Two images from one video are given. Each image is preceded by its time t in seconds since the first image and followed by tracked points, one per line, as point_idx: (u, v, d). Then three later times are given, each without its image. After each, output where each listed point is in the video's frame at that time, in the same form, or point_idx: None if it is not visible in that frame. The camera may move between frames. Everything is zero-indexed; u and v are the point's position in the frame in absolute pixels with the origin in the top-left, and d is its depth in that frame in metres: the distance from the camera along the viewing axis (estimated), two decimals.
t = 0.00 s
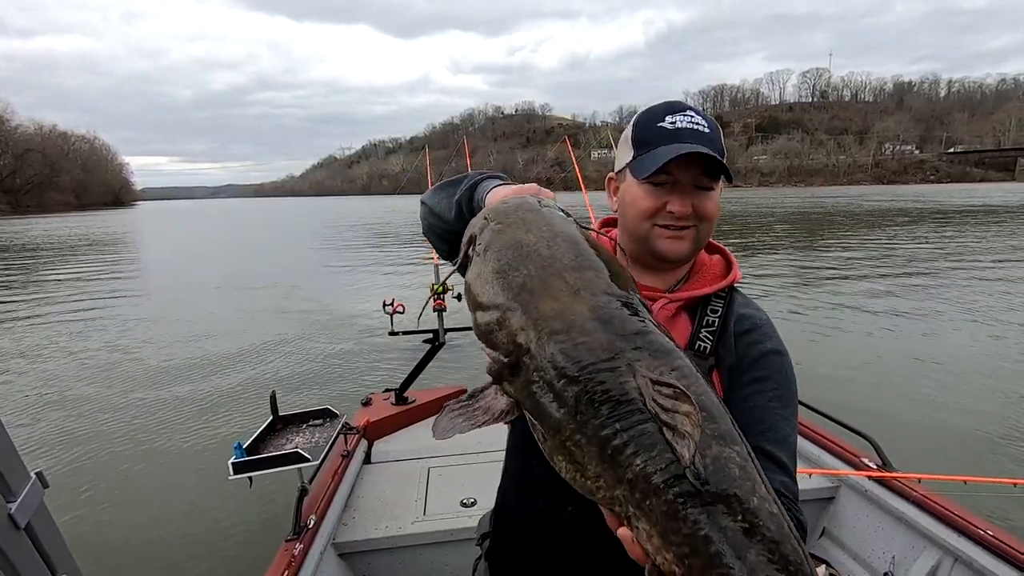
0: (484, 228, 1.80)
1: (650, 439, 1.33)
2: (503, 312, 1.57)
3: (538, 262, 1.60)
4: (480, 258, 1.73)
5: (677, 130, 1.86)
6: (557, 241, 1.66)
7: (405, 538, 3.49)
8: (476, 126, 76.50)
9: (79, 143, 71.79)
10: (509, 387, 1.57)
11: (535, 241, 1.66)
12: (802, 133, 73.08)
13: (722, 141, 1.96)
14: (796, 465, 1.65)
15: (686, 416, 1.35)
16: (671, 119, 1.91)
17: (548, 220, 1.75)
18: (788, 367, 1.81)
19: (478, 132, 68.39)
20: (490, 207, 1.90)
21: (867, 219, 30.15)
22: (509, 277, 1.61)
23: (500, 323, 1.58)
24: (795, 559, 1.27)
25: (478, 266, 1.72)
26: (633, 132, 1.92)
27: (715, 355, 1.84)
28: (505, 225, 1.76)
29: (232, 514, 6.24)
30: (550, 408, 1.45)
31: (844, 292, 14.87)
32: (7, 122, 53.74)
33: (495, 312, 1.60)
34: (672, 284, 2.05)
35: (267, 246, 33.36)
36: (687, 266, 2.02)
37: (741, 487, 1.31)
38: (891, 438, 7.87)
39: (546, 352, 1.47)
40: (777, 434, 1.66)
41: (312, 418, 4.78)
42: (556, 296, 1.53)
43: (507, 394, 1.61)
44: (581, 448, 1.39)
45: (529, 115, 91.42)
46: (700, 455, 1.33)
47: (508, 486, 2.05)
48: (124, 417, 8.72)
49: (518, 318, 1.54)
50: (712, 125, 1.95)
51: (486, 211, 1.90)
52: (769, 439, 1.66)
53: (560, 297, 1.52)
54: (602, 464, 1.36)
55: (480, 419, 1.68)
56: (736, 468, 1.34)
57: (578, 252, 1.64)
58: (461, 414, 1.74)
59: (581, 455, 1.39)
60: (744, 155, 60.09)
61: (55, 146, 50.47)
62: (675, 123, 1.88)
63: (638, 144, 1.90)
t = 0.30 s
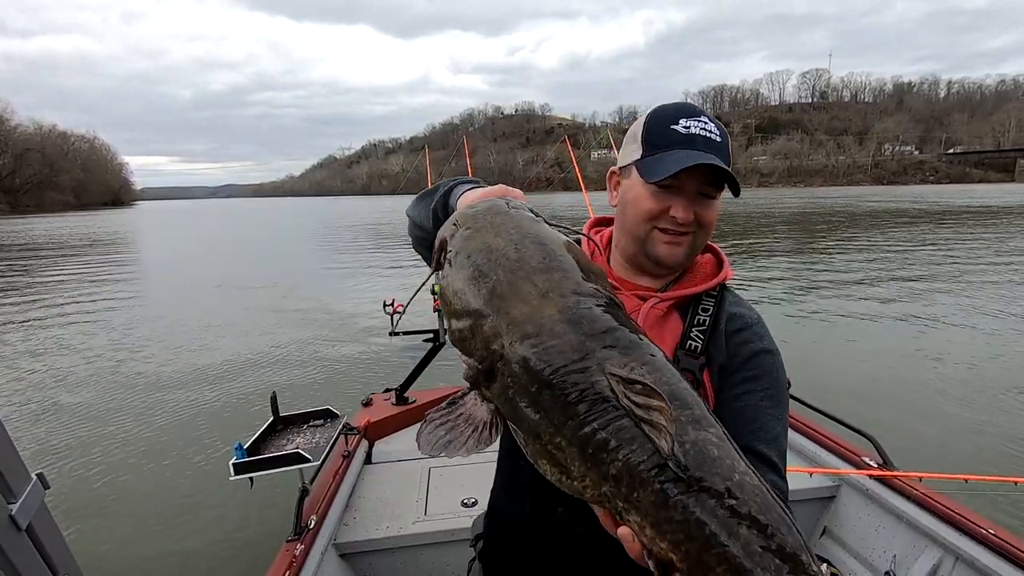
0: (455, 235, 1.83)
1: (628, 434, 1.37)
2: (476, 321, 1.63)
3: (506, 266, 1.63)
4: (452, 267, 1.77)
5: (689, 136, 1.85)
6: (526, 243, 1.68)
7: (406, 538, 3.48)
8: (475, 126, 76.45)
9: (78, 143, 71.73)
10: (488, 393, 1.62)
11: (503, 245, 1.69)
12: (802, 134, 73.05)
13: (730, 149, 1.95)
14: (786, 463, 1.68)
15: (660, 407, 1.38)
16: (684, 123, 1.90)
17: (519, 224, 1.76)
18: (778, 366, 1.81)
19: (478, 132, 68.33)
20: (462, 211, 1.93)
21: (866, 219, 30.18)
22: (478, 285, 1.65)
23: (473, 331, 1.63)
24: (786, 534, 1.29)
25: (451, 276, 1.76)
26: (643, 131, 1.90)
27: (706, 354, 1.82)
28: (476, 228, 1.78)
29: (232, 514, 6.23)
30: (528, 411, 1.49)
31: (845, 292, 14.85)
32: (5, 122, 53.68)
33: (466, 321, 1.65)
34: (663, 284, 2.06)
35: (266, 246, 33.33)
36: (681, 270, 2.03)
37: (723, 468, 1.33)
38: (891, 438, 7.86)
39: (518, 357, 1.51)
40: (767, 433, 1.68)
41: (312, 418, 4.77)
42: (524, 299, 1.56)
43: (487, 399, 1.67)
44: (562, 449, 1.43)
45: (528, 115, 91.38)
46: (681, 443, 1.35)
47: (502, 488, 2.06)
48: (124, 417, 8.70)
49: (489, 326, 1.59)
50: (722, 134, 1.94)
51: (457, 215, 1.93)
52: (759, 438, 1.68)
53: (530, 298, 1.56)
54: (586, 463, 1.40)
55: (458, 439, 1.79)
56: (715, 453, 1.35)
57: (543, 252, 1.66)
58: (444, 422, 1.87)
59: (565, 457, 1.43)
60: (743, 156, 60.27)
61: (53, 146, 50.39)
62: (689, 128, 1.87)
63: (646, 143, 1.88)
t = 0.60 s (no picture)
0: (425, 225, 1.82)
1: (613, 435, 1.37)
2: (450, 317, 1.62)
3: (479, 259, 1.63)
4: (423, 258, 1.75)
5: (655, 133, 1.84)
6: (498, 232, 1.67)
7: (406, 538, 3.48)
8: (476, 126, 76.52)
9: (78, 143, 71.67)
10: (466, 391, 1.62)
11: (475, 236, 1.68)
12: (802, 134, 73.10)
13: (706, 144, 1.92)
14: (775, 458, 1.71)
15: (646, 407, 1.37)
16: (655, 120, 1.90)
17: (489, 212, 1.74)
18: (767, 363, 1.82)
19: (478, 133, 68.31)
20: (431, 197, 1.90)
21: (865, 220, 30.20)
22: (449, 278, 1.65)
23: (447, 327, 1.63)
24: (778, 528, 1.32)
25: (422, 268, 1.75)
26: (617, 130, 1.93)
27: (693, 352, 1.83)
28: (447, 217, 1.77)
29: (232, 514, 6.23)
30: (507, 410, 1.49)
31: (844, 293, 14.88)
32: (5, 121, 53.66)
33: (439, 313, 1.65)
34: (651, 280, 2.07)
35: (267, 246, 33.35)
36: (665, 266, 2.03)
37: (712, 464, 1.35)
38: (890, 438, 7.86)
39: (492, 356, 1.51)
40: (756, 430, 1.70)
41: (312, 418, 4.78)
42: (498, 292, 1.56)
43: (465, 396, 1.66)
44: (547, 451, 1.43)
45: (529, 115, 91.41)
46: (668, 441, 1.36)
47: (490, 490, 2.06)
48: (124, 417, 8.70)
49: (463, 322, 1.59)
50: (696, 129, 1.91)
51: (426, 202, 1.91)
52: (747, 435, 1.70)
53: (505, 291, 1.57)
54: (573, 465, 1.40)
55: (443, 446, 1.78)
56: (701, 451, 1.36)
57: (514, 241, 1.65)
58: (425, 427, 1.86)
59: (551, 457, 1.42)
60: (743, 156, 60.27)
61: (54, 146, 50.38)
62: (657, 125, 1.86)
63: (618, 141, 1.93)
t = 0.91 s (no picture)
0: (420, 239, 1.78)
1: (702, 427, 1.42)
2: (478, 333, 1.57)
3: (493, 267, 1.59)
4: (425, 273, 1.72)
5: (612, 126, 1.99)
6: (509, 238, 1.64)
7: (406, 539, 3.48)
8: (476, 126, 76.54)
9: (77, 143, 71.60)
10: (506, 409, 1.60)
11: (484, 242, 1.64)
12: (801, 134, 73.13)
13: (668, 134, 2.01)
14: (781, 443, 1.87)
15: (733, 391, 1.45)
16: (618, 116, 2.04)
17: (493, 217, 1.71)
18: (755, 355, 2.04)
19: (478, 133, 68.36)
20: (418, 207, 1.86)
21: (865, 220, 30.20)
22: (464, 292, 1.61)
23: (475, 345, 1.58)
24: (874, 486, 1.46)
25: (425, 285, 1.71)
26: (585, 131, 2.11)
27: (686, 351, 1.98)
28: (447, 225, 1.74)
29: (232, 514, 6.23)
30: (566, 418, 1.49)
31: (845, 293, 14.88)
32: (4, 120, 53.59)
33: (458, 332, 1.61)
34: (639, 272, 2.20)
35: (266, 245, 33.33)
36: (643, 255, 2.15)
37: (806, 437, 1.45)
38: (890, 439, 7.88)
39: (540, 367, 1.49)
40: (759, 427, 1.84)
41: (312, 418, 4.78)
42: (525, 298, 1.54)
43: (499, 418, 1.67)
44: (629, 454, 1.45)
45: (529, 115, 91.37)
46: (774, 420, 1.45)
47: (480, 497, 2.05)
48: (123, 417, 8.69)
49: (492, 337, 1.55)
50: (656, 121, 2.00)
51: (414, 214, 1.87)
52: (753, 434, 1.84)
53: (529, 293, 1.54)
54: (660, 461, 1.44)
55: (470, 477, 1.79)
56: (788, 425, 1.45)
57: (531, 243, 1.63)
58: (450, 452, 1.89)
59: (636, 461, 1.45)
60: (743, 156, 60.30)
61: (53, 146, 50.38)
62: (615, 120, 2.01)
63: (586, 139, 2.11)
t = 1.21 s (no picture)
0: (446, 307, 1.69)
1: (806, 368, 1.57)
2: (561, 372, 1.59)
3: (547, 298, 1.63)
4: (472, 335, 1.66)
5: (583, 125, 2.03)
6: (540, 271, 1.67)
7: (406, 538, 3.48)
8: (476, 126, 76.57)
9: (76, 142, 71.53)
10: (617, 434, 1.62)
11: (528, 283, 1.66)
12: (801, 134, 73.15)
13: (635, 130, 2.09)
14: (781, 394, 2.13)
15: (816, 317, 1.60)
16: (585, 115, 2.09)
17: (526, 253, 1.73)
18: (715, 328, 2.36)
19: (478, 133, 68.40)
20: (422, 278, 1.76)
21: (865, 220, 30.20)
22: (534, 336, 1.61)
23: (565, 386, 1.60)
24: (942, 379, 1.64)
25: (479, 348, 1.65)
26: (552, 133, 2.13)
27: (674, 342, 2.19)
28: (474, 280, 1.69)
29: (231, 513, 6.24)
30: (683, 412, 1.58)
31: (844, 293, 14.89)
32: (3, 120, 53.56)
33: (541, 377, 1.60)
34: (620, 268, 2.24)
35: (266, 245, 33.31)
36: (621, 251, 2.17)
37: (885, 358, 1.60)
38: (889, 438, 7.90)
39: (644, 373, 1.57)
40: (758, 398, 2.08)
41: (312, 418, 4.78)
42: (594, 312, 1.61)
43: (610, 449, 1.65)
44: (756, 415, 1.57)
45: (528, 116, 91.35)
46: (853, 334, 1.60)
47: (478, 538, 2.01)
48: (124, 417, 8.69)
49: (582, 367, 1.59)
50: (623, 118, 2.07)
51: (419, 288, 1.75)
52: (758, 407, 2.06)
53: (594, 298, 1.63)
54: (780, 414, 1.57)
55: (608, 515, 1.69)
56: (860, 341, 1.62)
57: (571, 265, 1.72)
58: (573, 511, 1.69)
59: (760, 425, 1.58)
60: (742, 156, 60.31)
61: (52, 145, 50.35)
62: (585, 117, 2.05)
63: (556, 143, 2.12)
